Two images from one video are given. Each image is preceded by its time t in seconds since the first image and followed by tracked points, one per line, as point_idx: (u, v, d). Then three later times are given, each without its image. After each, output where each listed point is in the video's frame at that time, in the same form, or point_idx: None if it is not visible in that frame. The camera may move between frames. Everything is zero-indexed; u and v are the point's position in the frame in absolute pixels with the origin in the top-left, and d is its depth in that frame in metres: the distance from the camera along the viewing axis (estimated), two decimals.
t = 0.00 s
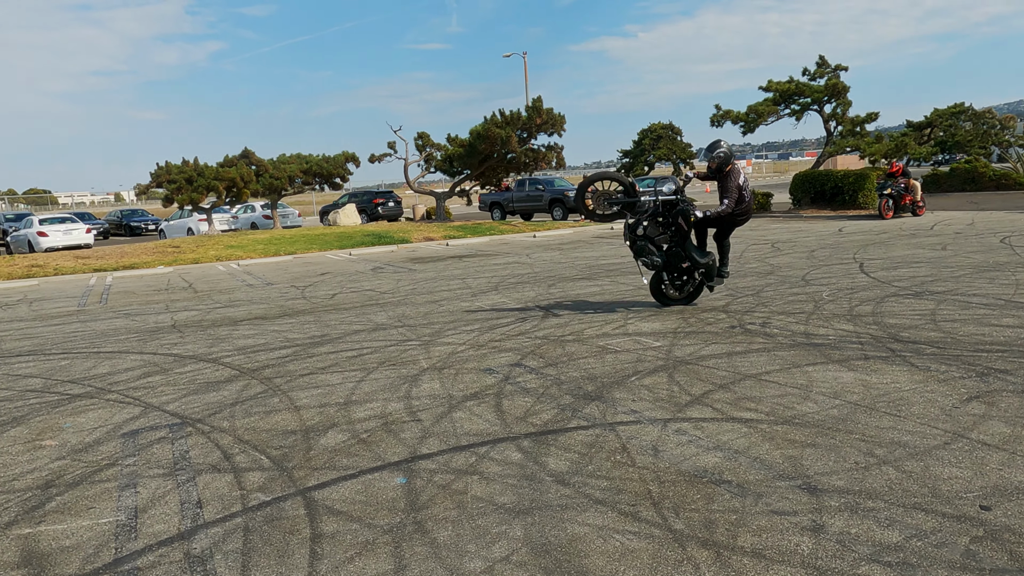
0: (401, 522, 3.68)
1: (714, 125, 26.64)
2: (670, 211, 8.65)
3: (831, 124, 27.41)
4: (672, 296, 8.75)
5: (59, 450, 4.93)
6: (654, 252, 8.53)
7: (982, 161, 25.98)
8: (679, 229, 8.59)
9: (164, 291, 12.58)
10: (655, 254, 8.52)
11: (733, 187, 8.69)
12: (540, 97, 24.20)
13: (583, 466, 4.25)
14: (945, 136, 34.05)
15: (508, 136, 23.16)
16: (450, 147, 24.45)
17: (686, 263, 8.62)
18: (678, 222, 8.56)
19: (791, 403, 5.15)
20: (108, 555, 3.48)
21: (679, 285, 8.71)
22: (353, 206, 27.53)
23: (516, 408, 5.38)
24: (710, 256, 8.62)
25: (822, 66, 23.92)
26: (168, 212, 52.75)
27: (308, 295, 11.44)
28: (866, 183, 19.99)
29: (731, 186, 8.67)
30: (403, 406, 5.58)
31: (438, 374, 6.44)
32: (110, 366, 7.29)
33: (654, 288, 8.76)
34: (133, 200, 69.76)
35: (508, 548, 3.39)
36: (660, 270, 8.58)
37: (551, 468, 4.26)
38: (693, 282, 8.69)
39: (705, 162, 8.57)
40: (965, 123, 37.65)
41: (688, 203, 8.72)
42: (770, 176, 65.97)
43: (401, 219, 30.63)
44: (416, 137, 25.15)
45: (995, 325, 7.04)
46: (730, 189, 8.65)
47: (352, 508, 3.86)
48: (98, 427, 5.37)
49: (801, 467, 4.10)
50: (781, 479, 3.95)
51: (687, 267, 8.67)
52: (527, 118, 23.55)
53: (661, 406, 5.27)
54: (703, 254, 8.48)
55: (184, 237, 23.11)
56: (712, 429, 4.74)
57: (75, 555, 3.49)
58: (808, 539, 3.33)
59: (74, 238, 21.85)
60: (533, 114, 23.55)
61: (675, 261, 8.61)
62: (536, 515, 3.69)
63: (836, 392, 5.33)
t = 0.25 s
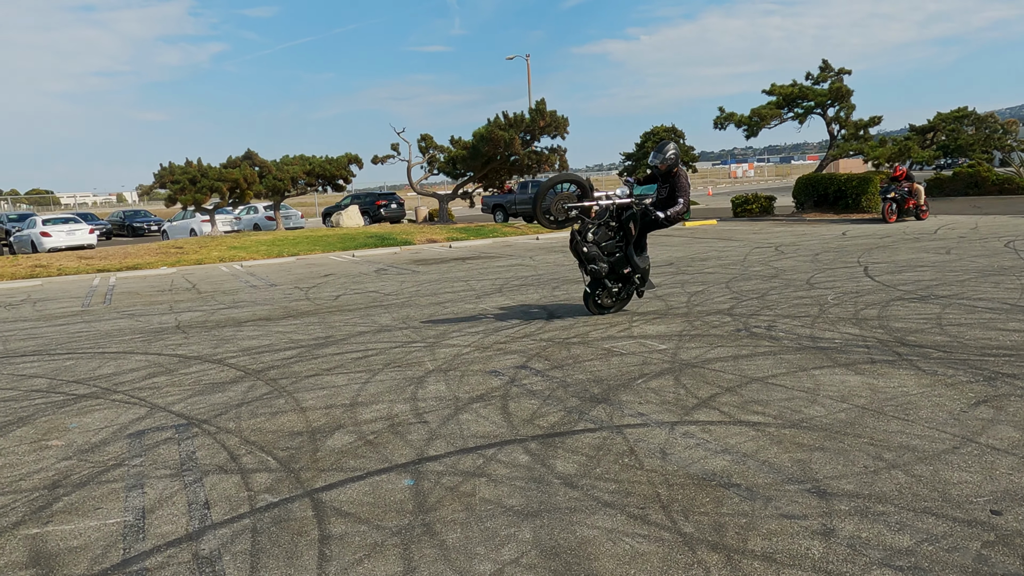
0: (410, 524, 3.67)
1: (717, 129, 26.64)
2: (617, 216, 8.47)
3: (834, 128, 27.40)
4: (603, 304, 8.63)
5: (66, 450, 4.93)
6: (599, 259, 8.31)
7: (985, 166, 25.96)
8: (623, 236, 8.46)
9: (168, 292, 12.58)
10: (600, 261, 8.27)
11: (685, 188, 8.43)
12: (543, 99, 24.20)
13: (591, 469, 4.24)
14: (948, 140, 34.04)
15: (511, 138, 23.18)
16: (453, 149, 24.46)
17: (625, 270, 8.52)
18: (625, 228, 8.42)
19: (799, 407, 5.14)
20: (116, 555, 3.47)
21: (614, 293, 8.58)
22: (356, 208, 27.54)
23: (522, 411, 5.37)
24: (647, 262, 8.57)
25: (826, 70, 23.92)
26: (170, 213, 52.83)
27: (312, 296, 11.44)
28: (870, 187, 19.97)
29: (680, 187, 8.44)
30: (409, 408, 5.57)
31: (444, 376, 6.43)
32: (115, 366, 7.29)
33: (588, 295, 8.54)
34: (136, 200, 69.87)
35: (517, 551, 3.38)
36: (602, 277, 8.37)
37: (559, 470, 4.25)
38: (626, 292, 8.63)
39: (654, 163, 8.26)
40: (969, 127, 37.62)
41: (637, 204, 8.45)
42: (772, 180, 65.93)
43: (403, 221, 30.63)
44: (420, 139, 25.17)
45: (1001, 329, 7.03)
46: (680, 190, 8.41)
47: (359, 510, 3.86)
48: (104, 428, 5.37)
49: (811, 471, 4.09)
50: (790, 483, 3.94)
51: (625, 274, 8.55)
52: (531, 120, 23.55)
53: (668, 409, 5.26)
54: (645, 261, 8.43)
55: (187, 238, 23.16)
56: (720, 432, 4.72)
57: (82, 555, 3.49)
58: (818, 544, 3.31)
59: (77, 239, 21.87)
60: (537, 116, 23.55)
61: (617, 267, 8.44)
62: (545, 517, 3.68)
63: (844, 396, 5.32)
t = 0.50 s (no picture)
0: (411, 525, 3.67)
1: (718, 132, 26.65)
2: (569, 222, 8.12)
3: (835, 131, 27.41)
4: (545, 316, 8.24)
5: (67, 450, 4.92)
6: (556, 269, 7.94)
7: (985, 170, 25.97)
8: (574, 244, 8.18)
9: (169, 292, 12.58)
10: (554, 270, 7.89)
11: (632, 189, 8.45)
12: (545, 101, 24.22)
13: (593, 471, 4.24)
14: (948, 144, 34.04)
15: (512, 140, 23.17)
16: (454, 150, 24.44)
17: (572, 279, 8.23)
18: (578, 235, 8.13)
19: (800, 409, 5.13)
20: (118, 555, 3.47)
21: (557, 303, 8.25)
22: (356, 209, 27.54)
23: (524, 412, 5.37)
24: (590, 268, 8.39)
25: (827, 74, 23.92)
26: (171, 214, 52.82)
27: (313, 297, 11.43)
28: (871, 191, 19.97)
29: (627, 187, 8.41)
30: (410, 409, 5.57)
31: (445, 377, 6.43)
32: (116, 366, 7.29)
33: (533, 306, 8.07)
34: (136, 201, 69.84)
35: (520, 552, 3.37)
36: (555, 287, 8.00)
37: (561, 472, 4.24)
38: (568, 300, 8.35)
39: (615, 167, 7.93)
40: (969, 131, 37.63)
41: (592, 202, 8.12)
42: (772, 183, 65.93)
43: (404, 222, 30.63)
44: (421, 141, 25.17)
45: (1003, 333, 7.02)
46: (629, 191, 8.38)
47: (361, 511, 3.86)
48: (105, 428, 5.36)
49: (813, 473, 4.09)
50: (792, 485, 3.94)
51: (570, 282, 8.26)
52: (532, 122, 23.55)
53: (670, 411, 5.25)
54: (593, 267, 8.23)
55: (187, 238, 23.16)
56: (721, 434, 4.72)
57: (84, 555, 3.48)
58: (821, 546, 3.31)
59: (78, 239, 21.88)
60: (538, 118, 23.55)
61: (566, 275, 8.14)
62: (547, 519, 3.68)
63: (845, 399, 5.32)
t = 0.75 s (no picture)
0: (410, 527, 3.66)
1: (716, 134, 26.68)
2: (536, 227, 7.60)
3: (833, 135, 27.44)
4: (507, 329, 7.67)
5: (64, 450, 4.91)
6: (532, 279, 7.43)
7: (983, 173, 26.01)
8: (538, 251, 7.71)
9: (166, 293, 12.55)
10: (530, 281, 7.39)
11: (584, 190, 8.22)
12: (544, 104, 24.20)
13: (591, 472, 4.24)
14: (947, 148, 34.09)
15: (511, 142, 23.14)
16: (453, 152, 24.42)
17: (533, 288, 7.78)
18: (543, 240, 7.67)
19: (799, 412, 5.13)
20: (115, 555, 3.46)
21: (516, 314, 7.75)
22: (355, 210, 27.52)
23: (522, 414, 5.36)
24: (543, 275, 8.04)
25: (825, 77, 23.94)
26: (169, 215, 52.76)
27: (311, 298, 11.42)
28: (869, 194, 19.97)
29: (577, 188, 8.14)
30: (409, 410, 5.56)
31: (444, 378, 6.42)
32: (114, 366, 7.27)
33: (498, 319, 7.47)
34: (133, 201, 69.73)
35: (518, 554, 3.36)
36: (525, 299, 7.50)
37: (560, 473, 4.24)
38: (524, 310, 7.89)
39: (585, 169, 7.61)
40: (967, 135, 37.68)
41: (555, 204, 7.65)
42: (770, 186, 66.00)
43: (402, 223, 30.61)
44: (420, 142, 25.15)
45: (1001, 336, 7.03)
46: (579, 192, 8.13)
47: (359, 512, 3.85)
48: (102, 428, 5.34)
49: (811, 476, 4.08)
50: (791, 488, 3.93)
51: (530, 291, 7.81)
52: (531, 124, 23.54)
53: (668, 413, 5.24)
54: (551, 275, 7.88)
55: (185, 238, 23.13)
56: (720, 437, 4.72)
57: (81, 555, 3.47)
58: (820, 548, 3.31)
59: (76, 239, 21.84)
60: (537, 121, 23.54)
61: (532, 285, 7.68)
62: (545, 520, 3.67)
63: (844, 402, 5.32)
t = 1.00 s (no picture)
0: (405, 527, 3.66)
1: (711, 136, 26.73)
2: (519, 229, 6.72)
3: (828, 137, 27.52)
4: (488, 344, 6.70)
5: (57, 451, 4.89)
6: (529, 287, 6.61)
7: (976, 176, 26.14)
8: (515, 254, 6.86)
9: (161, 294, 12.52)
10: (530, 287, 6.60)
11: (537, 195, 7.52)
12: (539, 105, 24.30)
13: (587, 473, 4.24)
14: (940, 150, 34.23)
15: (507, 143, 23.14)
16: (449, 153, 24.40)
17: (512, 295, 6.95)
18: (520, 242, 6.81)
19: (794, 413, 5.15)
20: (108, 556, 3.45)
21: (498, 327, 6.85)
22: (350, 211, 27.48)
23: (518, 414, 5.36)
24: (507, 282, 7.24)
25: (820, 79, 24.02)
26: (163, 215, 52.61)
27: (306, 299, 11.39)
28: (863, 197, 20.03)
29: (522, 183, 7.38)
30: (404, 410, 5.56)
31: (439, 379, 6.42)
32: (108, 367, 7.24)
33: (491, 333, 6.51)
34: (127, 202, 69.51)
35: (514, 554, 3.36)
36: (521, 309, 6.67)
37: (555, 474, 4.24)
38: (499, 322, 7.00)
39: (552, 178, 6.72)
40: (961, 137, 37.81)
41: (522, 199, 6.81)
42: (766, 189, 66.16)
43: (398, 225, 30.58)
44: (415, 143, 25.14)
45: (995, 337, 7.05)
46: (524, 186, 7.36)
47: (355, 513, 3.85)
48: (96, 428, 5.32)
49: (806, 476, 4.09)
50: (786, 488, 3.94)
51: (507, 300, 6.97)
52: (526, 125, 23.67)
53: (664, 414, 5.24)
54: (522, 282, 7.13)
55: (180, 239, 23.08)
56: (715, 437, 4.72)
57: (74, 556, 3.46)
58: (815, 548, 3.31)
59: (70, 240, 21.77)
60: (532, 122, 23.67)
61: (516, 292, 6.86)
62: (541, 521, 3.67)
63: (839, 402, 5.33)
